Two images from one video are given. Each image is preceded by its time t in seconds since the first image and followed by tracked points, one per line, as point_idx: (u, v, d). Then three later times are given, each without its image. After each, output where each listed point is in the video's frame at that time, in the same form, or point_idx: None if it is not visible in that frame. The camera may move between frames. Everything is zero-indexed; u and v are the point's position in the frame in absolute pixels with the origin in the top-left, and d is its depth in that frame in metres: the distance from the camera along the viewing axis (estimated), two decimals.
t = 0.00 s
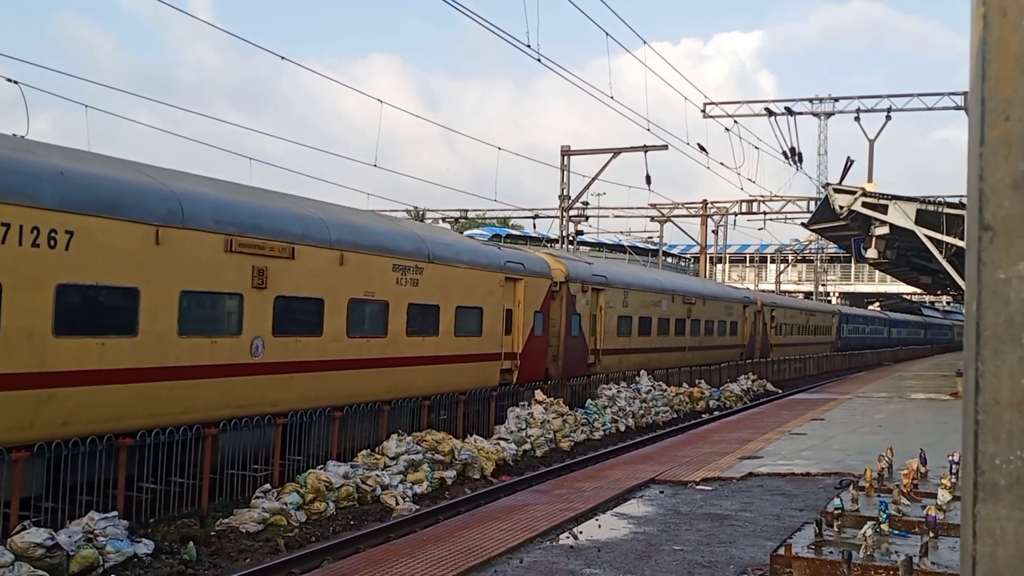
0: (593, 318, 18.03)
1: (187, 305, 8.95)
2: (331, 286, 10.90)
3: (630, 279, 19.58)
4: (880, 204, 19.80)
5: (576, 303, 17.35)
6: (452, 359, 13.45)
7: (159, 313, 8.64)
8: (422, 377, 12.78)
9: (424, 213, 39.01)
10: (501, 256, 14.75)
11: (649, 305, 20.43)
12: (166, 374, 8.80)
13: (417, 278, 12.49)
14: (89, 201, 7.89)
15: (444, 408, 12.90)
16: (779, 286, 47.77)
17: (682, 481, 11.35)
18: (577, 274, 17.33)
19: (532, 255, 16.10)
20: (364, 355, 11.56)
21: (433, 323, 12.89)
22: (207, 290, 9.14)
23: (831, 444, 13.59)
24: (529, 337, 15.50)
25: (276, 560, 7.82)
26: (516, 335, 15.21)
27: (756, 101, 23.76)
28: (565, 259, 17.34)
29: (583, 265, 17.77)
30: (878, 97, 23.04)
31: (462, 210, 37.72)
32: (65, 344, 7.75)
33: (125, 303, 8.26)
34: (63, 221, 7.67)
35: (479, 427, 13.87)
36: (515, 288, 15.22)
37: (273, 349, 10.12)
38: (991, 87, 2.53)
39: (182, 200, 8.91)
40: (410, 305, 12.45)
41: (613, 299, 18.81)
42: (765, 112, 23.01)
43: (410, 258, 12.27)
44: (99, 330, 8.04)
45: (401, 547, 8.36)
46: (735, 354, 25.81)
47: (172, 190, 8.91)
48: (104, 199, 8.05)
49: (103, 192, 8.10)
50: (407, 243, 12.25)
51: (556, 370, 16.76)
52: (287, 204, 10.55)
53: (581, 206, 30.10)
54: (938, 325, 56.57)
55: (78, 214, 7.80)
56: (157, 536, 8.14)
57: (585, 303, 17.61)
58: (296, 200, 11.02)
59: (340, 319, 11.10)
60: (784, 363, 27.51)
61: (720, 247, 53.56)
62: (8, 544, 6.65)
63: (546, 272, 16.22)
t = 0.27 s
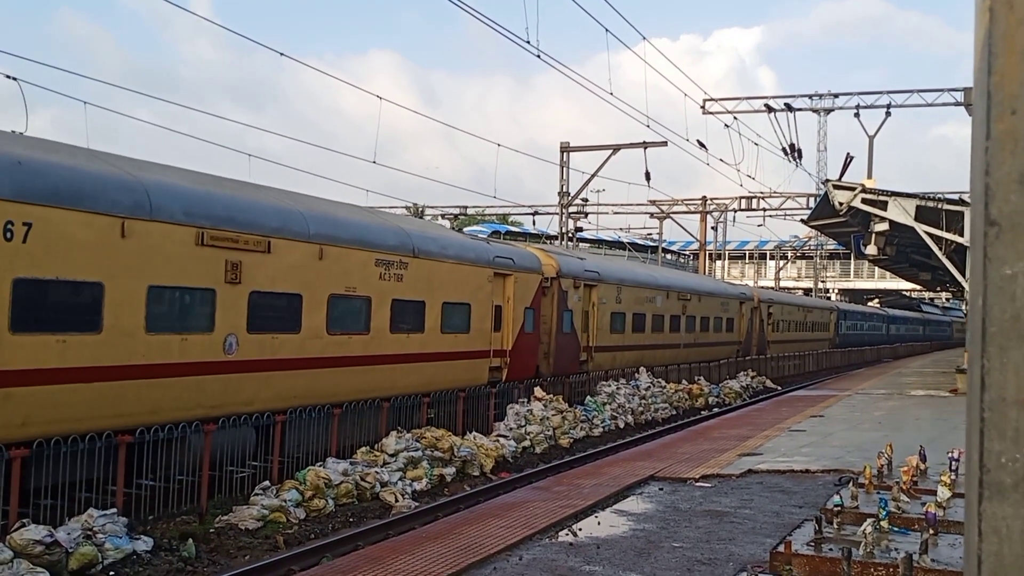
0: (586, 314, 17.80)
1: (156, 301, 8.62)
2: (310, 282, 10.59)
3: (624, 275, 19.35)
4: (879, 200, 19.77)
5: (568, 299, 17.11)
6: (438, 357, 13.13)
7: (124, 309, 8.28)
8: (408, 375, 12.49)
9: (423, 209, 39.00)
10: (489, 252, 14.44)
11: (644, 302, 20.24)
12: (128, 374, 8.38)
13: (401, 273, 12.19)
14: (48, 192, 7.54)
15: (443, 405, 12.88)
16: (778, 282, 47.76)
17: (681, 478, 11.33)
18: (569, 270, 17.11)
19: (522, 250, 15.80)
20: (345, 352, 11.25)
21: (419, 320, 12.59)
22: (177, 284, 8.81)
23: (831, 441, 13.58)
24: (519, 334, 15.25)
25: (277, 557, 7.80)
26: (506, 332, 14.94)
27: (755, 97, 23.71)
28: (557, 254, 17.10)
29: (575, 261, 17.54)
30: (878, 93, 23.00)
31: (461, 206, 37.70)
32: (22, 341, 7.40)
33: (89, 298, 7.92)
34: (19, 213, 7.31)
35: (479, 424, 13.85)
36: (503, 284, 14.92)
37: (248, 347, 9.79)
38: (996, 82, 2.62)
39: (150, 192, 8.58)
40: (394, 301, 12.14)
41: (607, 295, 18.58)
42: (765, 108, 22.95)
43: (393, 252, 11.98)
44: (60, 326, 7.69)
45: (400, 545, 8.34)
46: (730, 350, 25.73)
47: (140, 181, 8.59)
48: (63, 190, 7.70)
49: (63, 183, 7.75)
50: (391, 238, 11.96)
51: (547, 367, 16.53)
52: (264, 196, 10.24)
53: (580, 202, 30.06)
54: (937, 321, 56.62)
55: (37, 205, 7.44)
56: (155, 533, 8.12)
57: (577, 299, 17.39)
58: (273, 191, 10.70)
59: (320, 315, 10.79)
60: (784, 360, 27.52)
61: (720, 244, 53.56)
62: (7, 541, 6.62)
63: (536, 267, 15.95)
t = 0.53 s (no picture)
0: (577, 310, 17.43)
1: (122, 295, 8.22)
2: (287, 276, 10.19)
3: (617, 269, 19.04)
4: (879, 196, 19.77)
5: (560, 294, 16.71)
6: (424, 353, 12.77)
7: (88, 304, 7.88)
8: (392, 372, 12.12)
9: (422, 206, 38.96)
10: (477, 245, 14.07)
11: (638, 297, 19.95)
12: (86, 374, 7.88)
13: (385, 267, 11.81)
14: (7, 180, 7.14)
15: (443, 400, 12.88)
16: (778, 278, 47.73)
17: (681, 473, 11.34)
18: (562, 264, 16.74)
19: (512, 244, 15.43)
20: (325, 349, 10.87)
21: (404, 315, 12.22)
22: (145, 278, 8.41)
23: (830, 436, 13.60)
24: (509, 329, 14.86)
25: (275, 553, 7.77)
26: (494, 327, 14.59)
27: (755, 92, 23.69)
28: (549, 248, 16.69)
29: (567, 255, 17.17)
30: (877, 88, 22.99)
31: (460, 202, 37.70)
32: None
33: (49, 293, 7.51)
34: None
35: (479, 419, 13.83)
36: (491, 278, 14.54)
37: (221, 343, 9.39)
38: (1004, 71, 2.74)
39: (115, 181, 8.17)
40: (377, 295, 11.76)
41: (599, 290, 18.24)
42: (765, 103, 22.94)
43: (376, 245, 11.61)
44: (17, 321, 7.26)
45: (400, 540, 8.33)
46: (727, 346, 25.63)
47: (104, 169, 8.17)
48: (24, 177, 7.29)
49: (24, 170, 7.34)
50: (375, 231, 11.59)
51: (538, 364, 16.15)
52: (238, 185, 9.82)
53: (580, 198, 30.06)
54: (936, 317, 56.72)
55: None
56: (155, 529, 8.11)
57: (569, 294, 17.02)
58: (249, 181, 10.30)
59: (298, 311, 10.40)
60: (783, 356, 27.57)
61: (719, 240, 53.58)
62: (7, 537, 6.61)
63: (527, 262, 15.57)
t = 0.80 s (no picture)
0: (571, 308, 17.28)
1: (88, 292, 7.94)
2: (266, 272, 9.93)
3: (613, 267, 18.90)
4: (882, 194, 19.73)
5: (553, 292, 16.59)
6: (410, 352, 12.52)
7: (50, 301, 7.58)
8: (376, 371, 11.85)
9: (424, 204, 38.93)
10: (466, 243, 13.84)
11: (634, 295, 19.78)
12: (40, 374, 7.55)
13: (370, 264, 11.57)
14: None
15: (445, 399, 12.88)
16: (780, 276, 47.68)
17: (683, 472, 11.33)
18: (555, 262, 16.62)
19: (503, 242, 15.21)
20: (307, 348, 10.61)
21: (390, 313, 11.99)
22: (112, 275, 8.11)
23: (833, 435, 13.58)
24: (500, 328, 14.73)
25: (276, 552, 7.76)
26: (484, 326, 14.39)
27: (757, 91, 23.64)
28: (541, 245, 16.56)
29: (561, 252, 17.04)
30: (880, 86, 22.95)
31: (462, 201, 37.68)
32: None
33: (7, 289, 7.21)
34: None
35: (481, 417, 13.82)
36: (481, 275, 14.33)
37: (195, 341, 9.11)
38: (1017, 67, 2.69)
39: (82, 173, 7.88)
40: (361, 293, 11.51)
41: (595, 288, 18.11)
42: (767, 101, 22.90)
43: (360, 242, 11.37)
44: None
45: (402, 539, 8.32)
46: (726, 345, 25.51)
47: (71, 160, 7.88)
48: None
49: None
50: (359, 227, 11.35)
51: (531, 364, 16.04)
52: (214, 179, 9.55)
53: (582, 196, 30.02)
54: (938, 315, 56.68)
55: None
56: (158, 528, 8.11)
57: (563, 292, 16.89)
58: (228, 175, 10.04)
59: (278, 309, 10.13)
60: (785, 354, 27.55)
61: (721, 238, 53.54)
62: (9, 536, 6.60)
63: (519, 259, 15.43)
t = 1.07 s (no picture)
0: (566, 309, 17.12)
1: (51, 291, 7.62)
2: (244, 272, 9.67)
3: (609, 267, 18.78)
4: (885, 195, 19.72)
5: (547, 292, 16.43)
6: (397, 354, 12.27)
7: (11, 301, 7.28)
8: (360, 374, 11.60)
9: (428, 206, 38.96)
10: (456, 241, 13.61)
11: (631, 296, 19.64)
12: (15, 376, 7.36)
13: (354, 263, 11.34)
14: None
15: (448, 399, 12.86)
16: (783, 277, 47.66)
17: (687, 473, 11.32)
18: (549, 262, 16.47)
19: (495, 241, 14.99)
20: (288, 350, 10.36)
21: (376, 313, 11.75)
22: (75, 274, 7.79)
23: (837, 437, 13.56)
24: (492, 328, 14.55)
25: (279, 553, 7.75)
26: (475, 326, 14.17)
27: (760, 92, 23.65)
28: (535, 244, 16.42)
29: (555, 252, 16.89)
30: (883, 87, 22.95)
31: (466, 202, 37.72)
32: None
33: None
34: None
35: (484, 417, 13.82)
36: (471, 275, 14.11)
37: (168, 342, 8.82)
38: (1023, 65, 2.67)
39: (45, 167, 7.58)
40: (346, 293, 11.27)
41: (590, 289, 17.95)
42: (770, 102, 22.90)
43: (344, 241, 11.14)
44: None
45: (406, 540, 8.32)
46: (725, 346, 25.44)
47: (34, 154, 7.57)
48: None
49: None
50: (342, 225, 11.12)
51: (524, 365, 15.88)
52: (189, 175, 9.29)
53: (585, 197, 30.04)
54: (941, 316, 56.63)
55: None
56: (161, 528, 8.12)
57: (558, 293, 16.74)
58: (205, 171, 9.80)
59: (257, 309, 9.87)
60: (788, 355, 27.53)
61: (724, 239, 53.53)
62: (13, 536, 6.60)
63: (512, 259, 15.23)
